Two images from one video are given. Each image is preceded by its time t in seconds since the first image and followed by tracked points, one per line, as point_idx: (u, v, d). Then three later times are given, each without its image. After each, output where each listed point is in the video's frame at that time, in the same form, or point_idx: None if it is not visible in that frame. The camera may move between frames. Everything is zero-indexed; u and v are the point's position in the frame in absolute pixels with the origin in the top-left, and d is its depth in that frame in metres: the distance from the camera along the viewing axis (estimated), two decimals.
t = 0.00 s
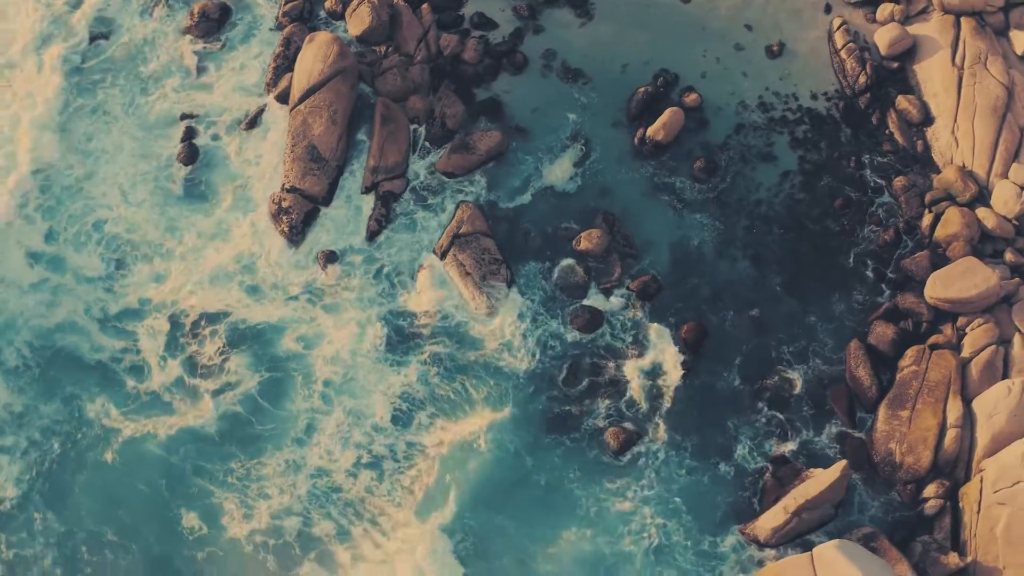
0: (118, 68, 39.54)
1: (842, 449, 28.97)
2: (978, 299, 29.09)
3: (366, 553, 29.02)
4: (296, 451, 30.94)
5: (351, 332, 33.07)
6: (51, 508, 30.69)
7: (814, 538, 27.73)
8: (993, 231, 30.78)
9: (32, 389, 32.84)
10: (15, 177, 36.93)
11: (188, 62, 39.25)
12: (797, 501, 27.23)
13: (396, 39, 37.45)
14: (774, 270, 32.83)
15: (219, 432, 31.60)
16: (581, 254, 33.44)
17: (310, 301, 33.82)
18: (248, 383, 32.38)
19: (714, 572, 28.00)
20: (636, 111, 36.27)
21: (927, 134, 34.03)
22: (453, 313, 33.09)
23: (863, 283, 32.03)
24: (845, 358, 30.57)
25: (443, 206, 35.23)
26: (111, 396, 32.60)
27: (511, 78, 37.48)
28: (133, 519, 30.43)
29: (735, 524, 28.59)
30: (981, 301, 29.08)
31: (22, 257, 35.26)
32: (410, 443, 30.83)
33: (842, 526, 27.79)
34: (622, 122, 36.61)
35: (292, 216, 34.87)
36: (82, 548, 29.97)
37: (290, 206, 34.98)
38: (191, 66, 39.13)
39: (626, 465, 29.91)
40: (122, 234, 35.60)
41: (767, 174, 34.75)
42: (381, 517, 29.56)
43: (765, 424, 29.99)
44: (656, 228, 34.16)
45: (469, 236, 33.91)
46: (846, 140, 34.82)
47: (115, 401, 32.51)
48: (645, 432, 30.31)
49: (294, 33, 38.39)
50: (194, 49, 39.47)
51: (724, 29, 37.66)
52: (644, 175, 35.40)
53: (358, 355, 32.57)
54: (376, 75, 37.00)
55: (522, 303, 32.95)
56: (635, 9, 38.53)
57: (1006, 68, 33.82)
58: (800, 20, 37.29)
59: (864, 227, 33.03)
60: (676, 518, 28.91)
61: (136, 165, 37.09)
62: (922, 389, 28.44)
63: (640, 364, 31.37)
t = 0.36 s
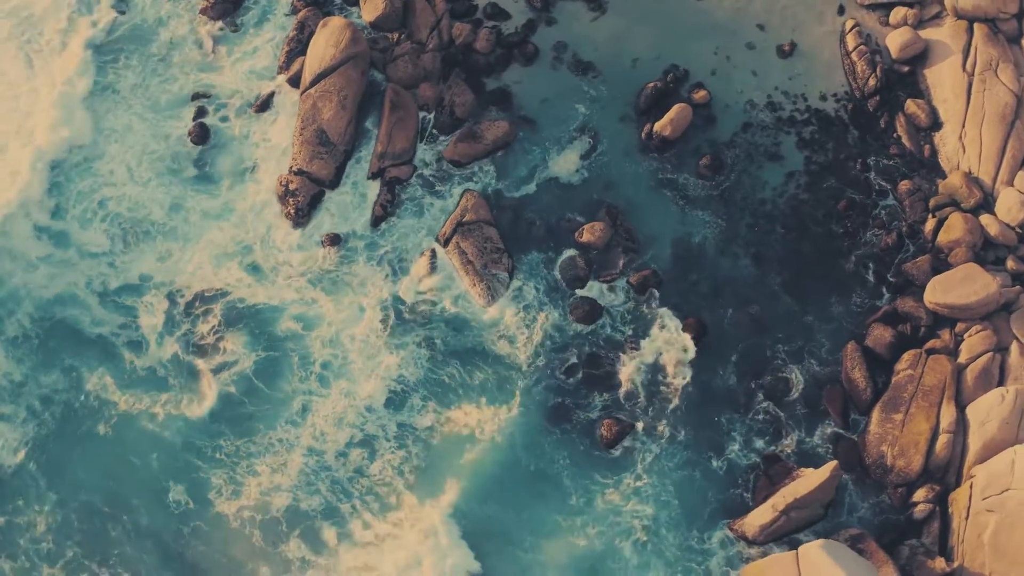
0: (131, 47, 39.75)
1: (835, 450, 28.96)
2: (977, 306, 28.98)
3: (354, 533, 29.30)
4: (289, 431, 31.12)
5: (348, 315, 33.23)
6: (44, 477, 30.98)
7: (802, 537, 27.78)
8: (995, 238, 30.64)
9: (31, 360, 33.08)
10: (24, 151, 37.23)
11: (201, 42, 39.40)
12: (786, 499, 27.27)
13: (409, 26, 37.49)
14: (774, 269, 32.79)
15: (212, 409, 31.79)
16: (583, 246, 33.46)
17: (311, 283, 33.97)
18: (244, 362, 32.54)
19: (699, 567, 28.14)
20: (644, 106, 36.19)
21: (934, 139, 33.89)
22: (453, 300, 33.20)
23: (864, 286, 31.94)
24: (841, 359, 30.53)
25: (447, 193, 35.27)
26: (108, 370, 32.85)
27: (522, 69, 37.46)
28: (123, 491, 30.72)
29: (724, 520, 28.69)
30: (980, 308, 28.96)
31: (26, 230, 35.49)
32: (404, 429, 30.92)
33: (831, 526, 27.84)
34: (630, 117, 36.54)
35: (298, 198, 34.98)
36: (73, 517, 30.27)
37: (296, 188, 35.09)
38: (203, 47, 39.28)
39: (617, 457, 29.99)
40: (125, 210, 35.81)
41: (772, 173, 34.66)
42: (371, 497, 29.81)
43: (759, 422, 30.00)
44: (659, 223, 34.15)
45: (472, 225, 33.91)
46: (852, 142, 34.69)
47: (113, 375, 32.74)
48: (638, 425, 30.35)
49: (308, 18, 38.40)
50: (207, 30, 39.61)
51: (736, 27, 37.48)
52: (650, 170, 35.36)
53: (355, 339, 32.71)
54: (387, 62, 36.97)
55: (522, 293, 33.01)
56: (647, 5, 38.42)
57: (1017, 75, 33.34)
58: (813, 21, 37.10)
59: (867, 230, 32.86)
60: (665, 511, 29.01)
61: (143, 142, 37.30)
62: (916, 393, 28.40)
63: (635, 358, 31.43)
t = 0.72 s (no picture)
0: (143, 30, 40.02)
1: (828, 451, 28.97)
2: (976, 311, 28.86)
3: (344, 515, 29.40)
4: (283, 413, 31.27)
5: (347, 300, 33.34)
6: (39, 450, 31.20)
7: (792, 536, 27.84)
8: (998, 245, 30.42)
9: (31, 334, 33.32)
10: (33, 129, 37.55)
11: (212, 26, 39.58)
12: (776, 497, 27.26)
13: (420, 16, 37.35)
14: (775, 268, 32.75)
15: (207, 390, 31.94)
16: (585, 239, 33.47)
17: (312, 266, 34.10)
18: (241, 344, 32.68)
19: (687, 562, 28.20)
20: (652, 102, 36.13)
21: (941, 144, 33.71)
22: (452, 288, 33.26)
23: (864, 288, 31.87)
24: (838, 361, 30.50)
25: (452, 182, 35.29)
26: (105, 347, 33.05)
27: (531, 61, 37.44)
28: (116, 466, 30.93)
29: (714, 516, 28.73)
30: (978, 314, 28.84)
31: (29, 205, 35.66)
32: (398, 411, 31.10)
33: (820, 526, 27.86)
34: (637, 112, 36.47)
35: (304, 182, 35.09)
36: (66, 489, 30.50)
37: (303, 173, 35.19)
38: (215, 31, 39.46)
39: (610, 450, 30.09)
40: (129, 189, 36.00)
41: (777, 172, 34.56)
42: (362, 478, 29.97)
43: (753, 421, 30.03)
44: (661, 219, 34.11)
45: (476, 214, 33.92)
46: (859, 144, 34.55)
47: (111, 351, 32.94)
48: (631, 419, 30.41)
49: (321, 4, 38.45)
50: (219, 14, 39.76)
51: (747, 26, 37.37)
52: (655, 165, 35.29)
53: (352, 324, 32.82)
54: (397, 50, 36.92)
55: (522, 283, 33.04)
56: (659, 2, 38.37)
57: None
58: (824, 22, 36.99)
59: (870, 232, 32.75)
60: (655, 506, 29.07)
61: (150, 123, 37.47)
62: (911, 397, 28.37)
63: (632, 352, 31.50)
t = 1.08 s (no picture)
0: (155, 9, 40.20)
1: (819, 451, 29.02)
2: (974, 318, 28.76)
3: (333, 494, 29.60)
4: (276, 393, 31.44)
5: (347, 283, 33.45)
6: (35, 418, 31.51)
7: (779, 534, 27.91)
8: (998, 252, 30.32)
9: (31, 305, 33.60)
10: (43, 103, 37.84)
11: (225, 8, 39.73)
12: (764, 495, 27.37)
13: (433, 4, 37.45)
14: (775, 267, 32.72)
15: (203, 367, 32.16)
16: (587, 232, 33.53)
17: (311, 249, 34.21)
18: (237, 323, 32.83)
19: (673, 555, 28.27)
20: (660, 98, 36.11)
21: (947, 150, 33.47)
22: (453, 275, 33.32)
23: (865, 291, 31.79)
24: (834, 362, 30.44)
25: (457, 170, 35.32)
26: (103, 319, 33.30)
27: (542, 53, 37.40)
28: (109, 438, 31.16)
29: (703, 511, 28.80)
30: (976, 320, 28.75)
31: (35, 177, 35.93)
32: (391, 391, 31.31)
33: (808, 525, 27.93)
34: (646, 107, 36.42)
35: (311, 166, 35.19)
36: (58, 458, 30.83)
37: (310, 156, 35.29)
38: (227, 13, 39.60)
39: (601, 441, 30.15)
40: (135, 165, 36.19)
41: (782, 172, 34.45)
42: (351, 455, 30.19)
43: (746, 418, 30.06)
44: (664, 213, 34.06)
45: (480, 203, 33.93)
46: (865, 146, 34.38)
47: (110, 325, 33.18)
48: (625, 413, 30.45)
49: None
50: None
51: (758, 25, 37.22)
52: (660, 160, 35.23)
53: (351, 307, 32.94)
54: (409, 37, 36.95)
55: (522, 273, 33.10)
56: None
57: None
58: (836, 24, 36.82)
59: (873, 235, 32.66)
60: (644, 499, 29.14)
61: (159, 100, 37.63)
62: (904, 401, 28.32)
63: (627, 345, 31.52)
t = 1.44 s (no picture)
0: None
1: (811, 451, 29.09)
2: (971, 324, 28.77)
3: (324, 474, 30.02)
4: (265, 371, 31.77)
5: (346, 265, 33.56)
6: (33, 387, 32.25)
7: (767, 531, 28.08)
8: (999, 259, 30.20)
9: (34, 275, 34.12)
10: (53, 77, 38.21)
11: None
12: (753, 492, 27.60)
13: None
14: (775, 267, 32.69)
15: (199, 342, 32.43)
16: (589, 224, 33.51)
17: (312, 230, 34.33)
18: (234, 302, 33.02)
19: (660, 548, 28.42)
20: (668, 93, 35.93)
21: (953, 155, 33.27)
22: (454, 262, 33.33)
23: (865, 294, 31.72)
24: (830, 363, 30.40)
25: (463, 158, 35.32)
26: (103, 293, 33.73)
27: (552, 45, 37.19)
28: (103, 410, 31.76)
29: (692, 506, 28.86)
30: (972, 326, 28.74)
31: (46, 151, 36.52)
32: (385, 373, 31.54)
33: (796, 524, 28.05)
34: (654, 102, 36.35)
35: (318, 149, 35.25)
36: (54, 427, 31.59)
37: (318, 139, 35.33)
38: None
39: (593, 432, 30.22)
40: (141, 141, 36.42)
41: (787, 172, 34.28)
42: (342, 432, 30.61)
43: (739, 416, 30.11)
44: (667, 209, 34.04)
45: (484, 192, 33.79)
46: (871, 149, 34.19)
47: (110, 298, 33.63)
48: (618, 406, 30.51)
49: None
50: None
51: (769, 24, 36.86)
52: (665, 156, 35.16)
53: (349, 290, 33.07)
54: (420, 25, 36.66)
55: (522, 263, 33.09)
56: None
57: None
58: (849, 26, 36.43)
59: (875, 238, 32.58)
60: (634, 492, 29.27)
61: (168, 78, 37.80)
62: (898, 404, 28.33)
63: (624, 338, 31.56)
